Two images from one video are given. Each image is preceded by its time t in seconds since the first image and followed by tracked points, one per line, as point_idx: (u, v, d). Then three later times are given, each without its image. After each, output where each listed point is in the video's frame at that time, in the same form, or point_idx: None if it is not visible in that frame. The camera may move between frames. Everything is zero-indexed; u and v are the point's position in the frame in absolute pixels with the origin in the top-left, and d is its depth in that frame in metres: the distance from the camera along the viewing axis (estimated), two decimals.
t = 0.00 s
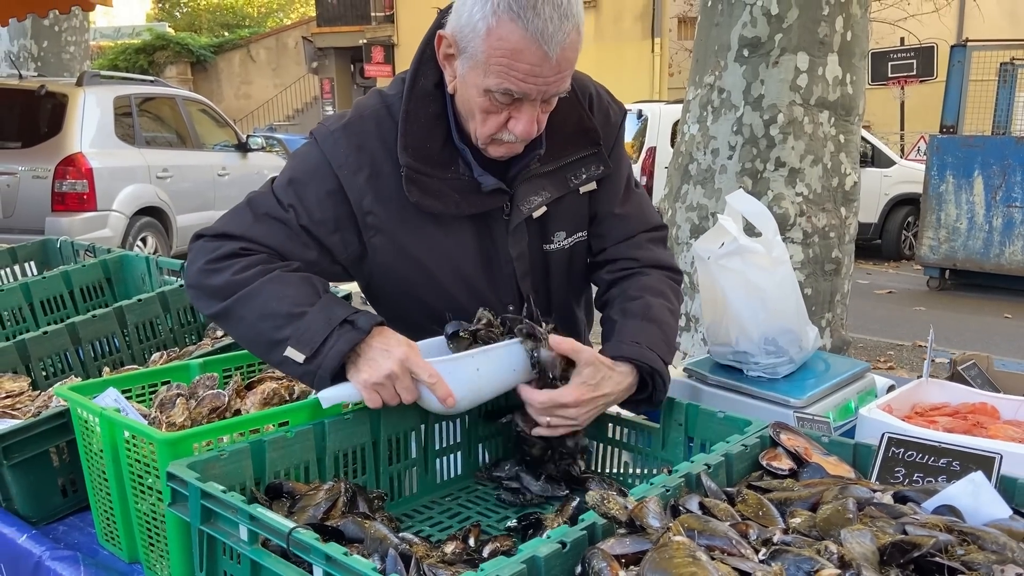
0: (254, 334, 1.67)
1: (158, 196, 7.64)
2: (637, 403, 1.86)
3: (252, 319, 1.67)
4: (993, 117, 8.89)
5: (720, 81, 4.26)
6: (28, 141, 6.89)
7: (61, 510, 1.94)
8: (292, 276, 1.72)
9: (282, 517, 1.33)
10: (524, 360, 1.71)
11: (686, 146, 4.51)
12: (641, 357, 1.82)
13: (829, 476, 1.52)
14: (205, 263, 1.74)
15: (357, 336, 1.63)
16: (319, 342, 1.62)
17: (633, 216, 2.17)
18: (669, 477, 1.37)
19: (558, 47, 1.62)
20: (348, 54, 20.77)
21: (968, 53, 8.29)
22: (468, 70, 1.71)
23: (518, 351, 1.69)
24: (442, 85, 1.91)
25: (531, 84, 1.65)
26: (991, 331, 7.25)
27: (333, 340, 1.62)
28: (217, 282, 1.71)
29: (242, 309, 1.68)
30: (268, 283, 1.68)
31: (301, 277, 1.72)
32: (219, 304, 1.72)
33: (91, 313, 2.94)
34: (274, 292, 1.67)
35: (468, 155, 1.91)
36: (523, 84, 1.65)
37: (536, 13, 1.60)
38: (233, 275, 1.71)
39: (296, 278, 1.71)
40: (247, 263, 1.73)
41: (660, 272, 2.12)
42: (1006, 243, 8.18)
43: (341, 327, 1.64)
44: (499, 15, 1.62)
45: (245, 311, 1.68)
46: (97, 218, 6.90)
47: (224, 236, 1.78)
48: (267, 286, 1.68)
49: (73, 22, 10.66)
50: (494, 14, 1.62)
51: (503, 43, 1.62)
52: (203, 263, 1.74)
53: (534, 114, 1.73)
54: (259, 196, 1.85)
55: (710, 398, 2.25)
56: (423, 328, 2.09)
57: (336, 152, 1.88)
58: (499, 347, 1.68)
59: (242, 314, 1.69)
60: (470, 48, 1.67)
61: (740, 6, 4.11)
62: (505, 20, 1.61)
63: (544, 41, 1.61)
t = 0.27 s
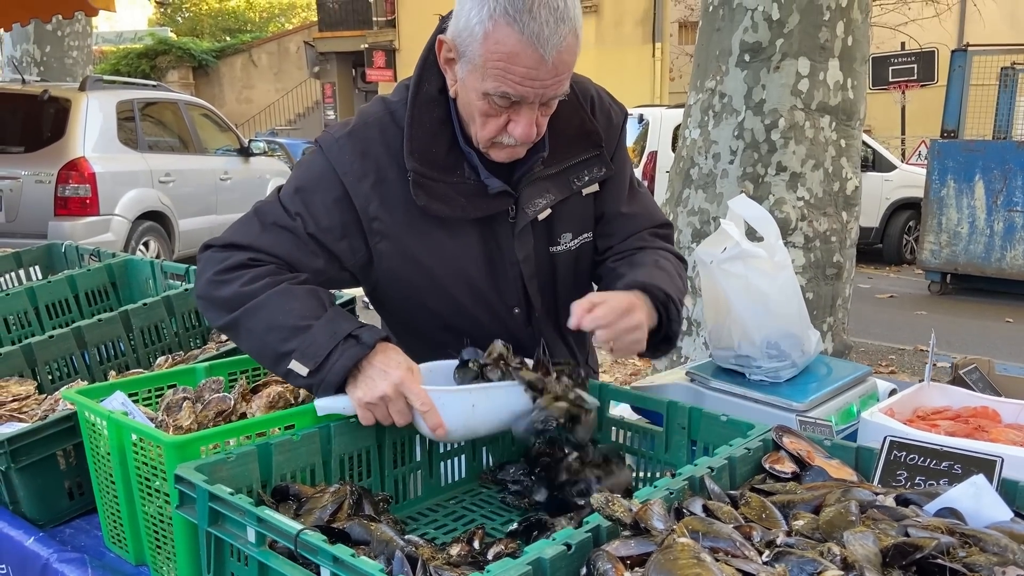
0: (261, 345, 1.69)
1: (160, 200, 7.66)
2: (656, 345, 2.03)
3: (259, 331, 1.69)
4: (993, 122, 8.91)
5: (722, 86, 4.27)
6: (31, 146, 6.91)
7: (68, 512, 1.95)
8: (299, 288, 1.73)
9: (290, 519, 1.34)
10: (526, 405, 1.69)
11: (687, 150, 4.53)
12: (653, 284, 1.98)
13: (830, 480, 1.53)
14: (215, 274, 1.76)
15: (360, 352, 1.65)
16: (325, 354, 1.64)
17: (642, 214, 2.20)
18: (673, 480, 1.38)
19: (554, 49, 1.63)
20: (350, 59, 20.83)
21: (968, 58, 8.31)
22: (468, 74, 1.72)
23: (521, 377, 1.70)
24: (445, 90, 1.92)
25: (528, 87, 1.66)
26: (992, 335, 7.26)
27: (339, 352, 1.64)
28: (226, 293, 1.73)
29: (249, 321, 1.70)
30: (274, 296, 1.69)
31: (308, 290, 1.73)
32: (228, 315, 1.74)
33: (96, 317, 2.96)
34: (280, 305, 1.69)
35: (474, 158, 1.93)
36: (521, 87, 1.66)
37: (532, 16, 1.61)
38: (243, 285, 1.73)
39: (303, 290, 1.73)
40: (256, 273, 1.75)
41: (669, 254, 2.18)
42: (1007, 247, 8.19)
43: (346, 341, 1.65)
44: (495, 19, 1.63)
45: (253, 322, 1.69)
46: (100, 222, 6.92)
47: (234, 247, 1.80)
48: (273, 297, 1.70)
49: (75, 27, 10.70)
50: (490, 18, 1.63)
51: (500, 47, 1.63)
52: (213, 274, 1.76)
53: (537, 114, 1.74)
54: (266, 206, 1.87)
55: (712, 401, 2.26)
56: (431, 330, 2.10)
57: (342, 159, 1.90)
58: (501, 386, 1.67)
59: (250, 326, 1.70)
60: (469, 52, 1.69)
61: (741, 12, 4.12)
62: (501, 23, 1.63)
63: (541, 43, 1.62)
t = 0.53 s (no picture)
0: (258, 344, 1.70)
1: (162, 205, 7.67)
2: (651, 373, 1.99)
3: (255, 330, 1.70)
4: (994, 126, 8.91)
5: (722, 91, 4.28)
6: (33, 151, 6.92)
7: (71, 517, 1.96)
8: (295, 286, 1.74)
9: (293, 523, 1.34)
10: (521, 374, 1.65)
11: (688, 155, 4.53)
12: (651, 316, 1.93)
13: (833, 484, 1.53)
14: (215, 277, 1.78)
15: (351, 341, 1.64)
16: (316, 348, 1.64)
17: (646, 223, 2.22)
18: (676, 485, 1.38)
19: (554, 48, 1.64)
20: (351, 64, 20.87)
21: (969, 63, 8.31)
22: (469, 76, 1.73)
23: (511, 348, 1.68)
24: (445, 94, 1.93)
25: (530, 87, 1.67)
26: (993, 340, 7.26)
27: (329, 345, 1.64)
28: (224, 295, 1.75)
29: (246, 321, 1.71)
30: (268, 294, 1.71)
31: (301, 286, 1.74)
32: (228, 318, 1.76)
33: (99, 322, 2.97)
34: (275, 302, 1.70)
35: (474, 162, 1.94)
36: (522, 87, 1.66)
37: (533, 15, 1.62)
38: (242, 287, 1.74)
39: (296, 287, 1.74)
40: (253, 274, 1.76)
41: (665, 264, 2.18)
42: (1008, 252, 8.19)
43: (336, 333, 1.65)
44: (495, 20, 1.64)
45: (249, 322, 1.71)
46: (101, 227, 6.93)
47: (234, 252, 1.82)
48: (267, 295, 1.71)
49: (77, 32, 10.73)
50: (491, 18, 1.64)
51: (501, 47, 1.64)
52: (213, 277, 1.78)
53: (537, 114, 1.75)
54: (265, 213, 1.88)
55: (715, 406, 2.27)
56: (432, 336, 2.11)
57: (342, 165, 1.91)
58: (492, 359, 1.64)
59: (247, 324, 1.71)
60: (469, 54, 1.70)
61: (742, 17, 4.14)
62: (502, 24, 1.63)
63: (540, 42, 1.63)
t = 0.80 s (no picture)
0: (261, 349, 1.71)
1: (163, 210, 7.68)
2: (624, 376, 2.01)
3: (256, 336, 1.71)
4: (995, 131, 8.92)
5: (723, 95, 4.28)
6: (34, 156, 6.92)
7: (71, 523, 1.95)
8: (296, 291, 1.75)
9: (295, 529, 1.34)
10: (513, 377, 1.62)
11: (689, 160, 4.53)
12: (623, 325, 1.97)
13: (836, 490, 1.52)
14: (218, 287, 1.80)
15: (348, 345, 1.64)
16: (315, 351, 1.64)
17: (642, 232, 2.25)
18: (678, 490, 1.38)
19: (559, 49, 1.64)
20: (352, 68, 20.91)
21: (969, 67, 8.32)
22: (472, 79, 1.73)
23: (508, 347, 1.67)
24: (447, 99, 1.92)
25: (534, 88, 1.67)
26: (995, 345, 7.26)
27: (328, 348, 1.64)
28: (229, 303, 1.76)
29: (247, 330, 1.72)
30: (269, 300, 1.72)
31: (301, 291, 1.75)
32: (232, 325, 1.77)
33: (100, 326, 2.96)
34: (276, 306, 1.71)
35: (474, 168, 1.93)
36: (526, 88, 1.67)
37: (538, 17, 1.62)
38: (243, 296, 1.75)
39: (296, 292, 1.74)
40: (255, 281, 1.77)
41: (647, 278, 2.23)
42: (1009, 257, 8.19)
43: (335, 337, 1.65)
44: (501, 21, 1.64)
45: (251, 330, 1.72)
46: (103, 231, 6.93)
47: (237, 260, 1.83)
48: (268, 300, 1.72)
49: (79, 37, 10.74)
50: (496, 20, 1.64)
51: (506, 48, 1.64)
52: (216, 287, 1.80)
53: (539, 118, 1.74)
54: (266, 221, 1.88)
55: (716, 410, 2.26)
56: (432, 340, 2.11)
57: (342, 172, 1.91)
58: (487, 361, 1.62)
59: (249, 330, 1.72)
60: (473, 56, 1.70)
61: (743, 22, 4.14)
62: (507, 26, 1.64)
63: (545, 44, 1.63)
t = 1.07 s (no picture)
0: (260, 359, 1.71)
1: (164, 214, 7.68)
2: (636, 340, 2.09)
3: (256, 346, 1.71)
4: (996, 135, 8.91)
5: (724, 100, 4.28)
6: (35, 160, 6.93)
7: (70, 528, 1.94)
8: (295, 300, 1.75)
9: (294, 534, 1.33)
10: (514, 404, 1.62)
11: (690, 165, 4.53)
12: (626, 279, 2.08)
13: (838, 494, 1.51)
14: (219, 296, 1.79)
15: (347, 357, 1.64)
16: (314, 362, 1.64)
17: (642, 230, 2.23)
18: (680, 495, 1.37)
19: (551, 49, 1.64)
20: (353, 73, 20.96)
21: (969, 72, 8.31)
22: (466, 81, 1.72)
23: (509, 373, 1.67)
24: (444, 104, 1.93)
25: (527, 89, 1.66)
26: (996, 349, 7.25)
27: (327, 359, 1.63)
28: (230, 313, 1.76)
29: (248, 340, 1.72)
30: (269, 310, 1.71)
31: (302, 301, 1.74)
32: (232, 336, 1.77)
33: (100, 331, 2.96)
34: (274, 317, 1.71)
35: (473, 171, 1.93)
36: (519, 89, 1.66)
37: (529, 17, 1.62)
38: (246, 304, 1.75)
39: (295, 302, 1.74)
40: (256, 291, 1.76)
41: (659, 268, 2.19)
42: (1010, 261, 8.18)
43: (334, 348, 1.65)
44: (492, 22, 1.64)
45: (251, 340, 1.72)
46: (103, 236, 6.94)
47: (237, 270, 1.83)
48: (267, 310, 1.71)
49: (81, 42, 10.77)
50: (487, 21, 1.64)
51: (497, 49, 1.64)
52: (217, 297, 1.80)
53: (535, 117, 1.74)
54: (266, 230, 1.88)
55: (718, 415, 2.25)
56: (434, 346, 2.10)
57: (341, 178, 1.91)
58: (489, 386, 1.61)
59: (249, 341, 1.72)
60: (466, 57, 1.70)
61: (744, 27, 4.14)
62: (498, 27, 1.64)
63: (537, 44, 1.63)
